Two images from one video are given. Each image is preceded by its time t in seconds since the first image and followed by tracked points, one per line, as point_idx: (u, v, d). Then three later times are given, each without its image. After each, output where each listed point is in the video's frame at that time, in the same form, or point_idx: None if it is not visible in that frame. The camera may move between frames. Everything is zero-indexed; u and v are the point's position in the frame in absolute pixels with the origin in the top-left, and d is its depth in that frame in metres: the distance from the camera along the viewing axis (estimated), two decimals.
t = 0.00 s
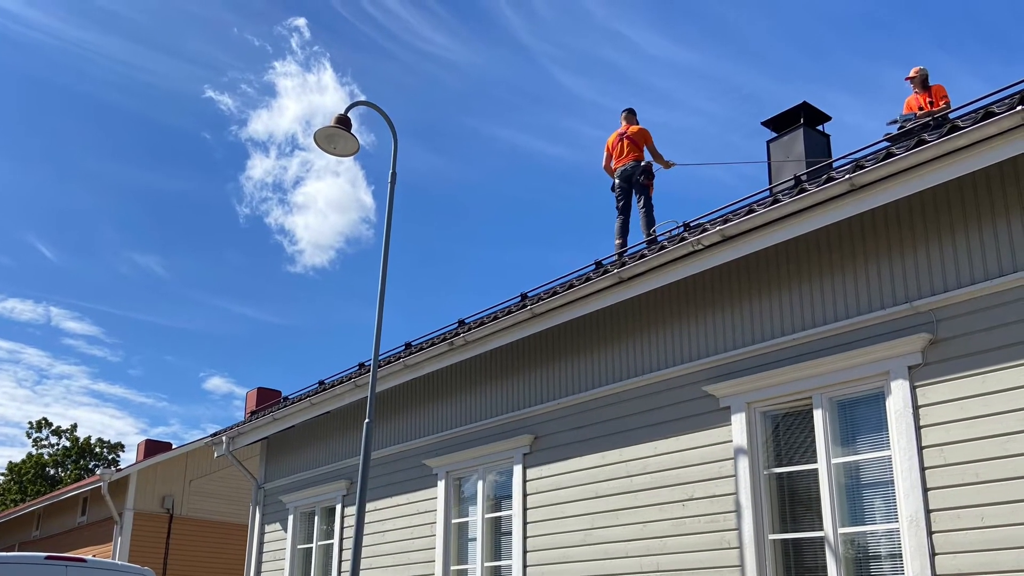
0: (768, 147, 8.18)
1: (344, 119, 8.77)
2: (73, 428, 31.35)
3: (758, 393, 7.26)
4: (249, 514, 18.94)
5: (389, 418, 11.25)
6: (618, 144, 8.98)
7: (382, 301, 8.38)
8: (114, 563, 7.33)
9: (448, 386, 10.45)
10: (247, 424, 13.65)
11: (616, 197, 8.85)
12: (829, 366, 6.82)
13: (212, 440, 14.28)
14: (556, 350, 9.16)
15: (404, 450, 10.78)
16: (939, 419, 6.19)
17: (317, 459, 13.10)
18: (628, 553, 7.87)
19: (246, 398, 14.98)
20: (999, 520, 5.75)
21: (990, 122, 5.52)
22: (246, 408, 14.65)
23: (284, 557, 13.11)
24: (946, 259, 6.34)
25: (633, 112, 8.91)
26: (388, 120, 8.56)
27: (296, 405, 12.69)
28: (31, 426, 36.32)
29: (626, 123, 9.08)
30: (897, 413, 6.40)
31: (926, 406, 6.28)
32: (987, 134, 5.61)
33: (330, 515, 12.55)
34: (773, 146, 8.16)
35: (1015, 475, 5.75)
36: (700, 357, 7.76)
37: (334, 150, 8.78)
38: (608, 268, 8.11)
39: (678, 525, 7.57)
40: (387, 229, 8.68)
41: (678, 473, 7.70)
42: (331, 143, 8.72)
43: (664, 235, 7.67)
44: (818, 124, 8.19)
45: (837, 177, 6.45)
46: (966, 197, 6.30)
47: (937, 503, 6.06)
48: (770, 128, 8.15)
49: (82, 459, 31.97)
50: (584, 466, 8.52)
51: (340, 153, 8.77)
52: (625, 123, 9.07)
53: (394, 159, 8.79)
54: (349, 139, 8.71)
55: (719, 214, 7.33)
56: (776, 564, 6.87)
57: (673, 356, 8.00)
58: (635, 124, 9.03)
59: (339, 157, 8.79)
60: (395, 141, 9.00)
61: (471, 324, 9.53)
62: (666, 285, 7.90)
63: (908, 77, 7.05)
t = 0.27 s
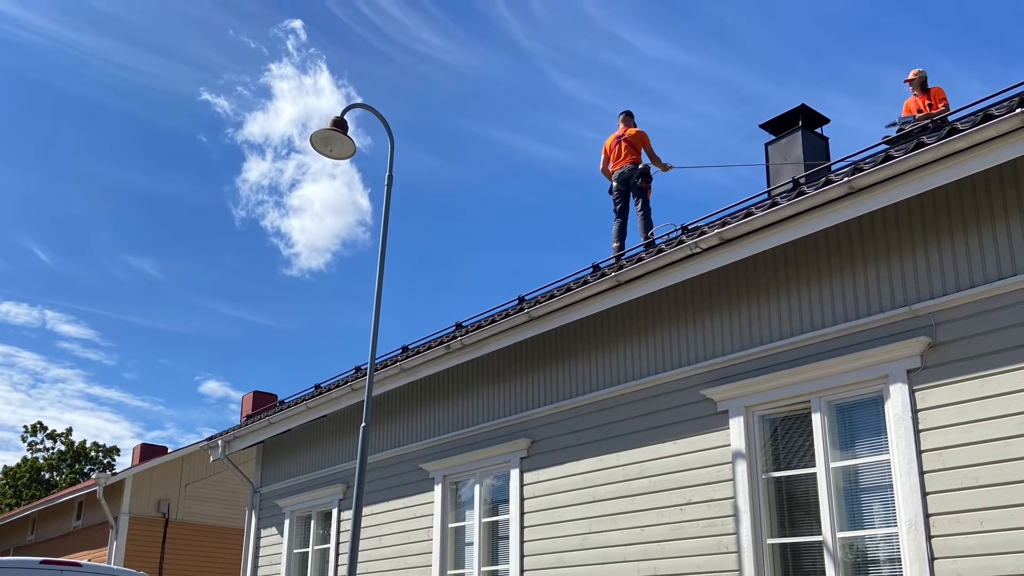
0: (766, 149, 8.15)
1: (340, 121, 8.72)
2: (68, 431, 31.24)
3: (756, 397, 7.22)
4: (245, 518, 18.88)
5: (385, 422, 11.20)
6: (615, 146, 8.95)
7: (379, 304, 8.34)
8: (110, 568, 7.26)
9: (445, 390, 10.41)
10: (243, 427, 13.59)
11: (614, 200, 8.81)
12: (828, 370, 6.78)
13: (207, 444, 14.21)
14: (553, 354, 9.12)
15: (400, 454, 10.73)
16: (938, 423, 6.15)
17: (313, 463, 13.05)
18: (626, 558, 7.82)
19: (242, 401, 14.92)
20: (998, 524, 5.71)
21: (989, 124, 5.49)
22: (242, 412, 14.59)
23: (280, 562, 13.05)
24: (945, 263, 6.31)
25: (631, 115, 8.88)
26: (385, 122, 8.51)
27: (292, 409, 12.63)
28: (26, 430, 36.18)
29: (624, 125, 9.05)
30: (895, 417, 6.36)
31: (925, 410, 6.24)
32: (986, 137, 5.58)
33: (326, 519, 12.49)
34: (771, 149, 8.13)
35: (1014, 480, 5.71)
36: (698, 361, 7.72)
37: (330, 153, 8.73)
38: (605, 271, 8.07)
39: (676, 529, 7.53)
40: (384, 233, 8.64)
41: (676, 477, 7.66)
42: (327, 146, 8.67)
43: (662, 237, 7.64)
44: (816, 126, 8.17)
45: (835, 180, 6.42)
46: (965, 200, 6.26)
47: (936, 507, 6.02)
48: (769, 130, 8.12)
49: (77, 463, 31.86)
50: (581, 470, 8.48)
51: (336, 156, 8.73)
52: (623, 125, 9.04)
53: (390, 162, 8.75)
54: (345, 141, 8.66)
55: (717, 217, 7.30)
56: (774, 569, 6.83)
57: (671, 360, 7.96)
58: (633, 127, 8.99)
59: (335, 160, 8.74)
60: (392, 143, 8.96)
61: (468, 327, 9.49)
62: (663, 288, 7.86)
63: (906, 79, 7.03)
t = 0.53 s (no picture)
0: (765, 152, 8.12)
1: (337, 124, 8.68)
2: (63, 435, 31.14)
3: (754, 400, 7.18)
4: (241, 522, 18.81)
5: (382, 426, 11.15)
6: (613, 149, 8.91)
7: (375, 308, 8.30)
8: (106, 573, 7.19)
9: (442, 394, 10.36)
10: (239, 431, 13.52)
11: (612, 202, 8.78)
12: (827, 373, 6.74)
13: (203, 448, 14.15)
14: (550, 357, 9.08)
15: (397, 458, 10.68)
16: (937, 427, 6.11)
17: (309, 467, 12.99)
18: (623, 562, 7.77)
19: (238, 405, 14.86)
20: (997, 528, 5.68)
21: (989, 127, 5.46)
22: (238, 415, 14.53)
23: (276, 566, 12.99)
24: (944, 266, 6.27)
25: (628, 117, 8.84)
26: (381, 125, 8.48)
27: (288, 413, 12.57)
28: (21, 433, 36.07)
29: (621, 128, 9.02)
30: (894, 421, 6.32)
31: (924, 414, 6.20)
32: (986, 140, 5.55)
33: (322, 523, 12.43)
34: (769, 151, 8.10)
35: (1013, 484, 5.68)
36: (696, 364, 7.68)
37: (327, 156, 8.69)
38: (603, 275, 8.03)
39: (673, 534, 7.48)
40: (380, 235, 8.60)
41: (674, 481, 7.61)
42: (324, 149, 8.63)
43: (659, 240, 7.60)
44: (814, 129, 8.13)
45: (833, 183, 6.38)
46: (964, 203, 6.23)
47: (935, 511, 5.98)
48: (767, 133, 8.09)
49: (72, 467, 31.77)
50: (578, 474, 8.43)
51: (333, 159, 8.69)
52: (621, 128, 9.00)
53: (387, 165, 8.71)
54: (341, 144, 8.62)
55: (715, 220, 7.26)
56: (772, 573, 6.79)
57: (669, 364, 7.92)
58: (630, 129, 8.96)
59: (331, 162, 8.70)
60: (388, 146, 8.92)
61: (465, 330, 9.44)
62: (661, 291, 7.82)
63: (905, 81, 7.00)
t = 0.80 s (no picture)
0: (763, 155, 8.09)
1: (333, 127, 8.65)
2: (59, 439, 31.04)
3: (753, 404, 7.14)
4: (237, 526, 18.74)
5: (378, 430, 11.10)
6: (611, 151, 8.88)
7: (372, 311, 8.26)
8: None
9: (438, 398, 10.32)
10: (235, 435, 13.46)
11: (609, 205, 8.74)
12: (826, 377, 6.71)
13: (199, 452, 14.09)
14: (548, 361, 9.03)
15: (393, 462, 10.63)
16: (936, 431, 6.08)
17: (306, 471, 12.93)
18: (621, 567, 7.73)
19: (234, 409, 14.80)
20: (997, 533, 5.64)
21: (988, 129, 5.43)
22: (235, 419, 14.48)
23: (273, 571, 12.93)
24: (943, 269, 6.24)
25: (626, 120, 8.81)
26: (378, 127, 8.44)
27: (284, 417, 12.52)
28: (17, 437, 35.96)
29: (619, 131, 8.98)
30: (893, 425, 6.29)
31: (923, 418, 6.17)
32: (985, 142, 5.52)
33: (319, 528, 12.37)
34: (768, 154, 8.07)
35: (1013, 488, 5.64)
36: (694, 368, 7.65)
37: (323, 158, 8.65)
38: (601, 278, 8.00)
39: (671, 538, 7.44)
40: (377, 238, 8.56)
41: (671, 485, 7.57)
42: (320, 151, 8.59)
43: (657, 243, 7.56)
44: (813, 132, 8.10)
45: (832, 186, 6.35)
46: (964, 206, 6.19)
47: (934, 515, 5.94)
48: (765, 135, 8.06)
49: (68, 471, 31.68)
50: (576, 478, 8.39)
51: (329, 161, 8.65)
52: (618, 131, 8.97)
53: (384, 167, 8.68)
54: (338, 147, 8.59)
55: (713, 223, 7.23)
56: None
57: (666, 367, 7.88)
58: (628, 132, 8.93)
59: (328, 165, 8.66)
60: (385, 149, 8.89)
61: (462, 334, 9.40)
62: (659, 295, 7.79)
63: (904, 84, 6.97)
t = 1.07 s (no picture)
0: (761, 157, 8.06)
1: (330, 129, 8.61)
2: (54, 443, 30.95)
3: (751, 408, 7.10)
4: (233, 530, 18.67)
5: (375, 434, 11.05)
6: (608, 154, 8.84)
7: (368, 315, 8.21)
8: None
9: (435, 401, 10.27)
10: (231, 439, 13.40)
11: (607, 208, 8.71)
12: (824, 380, 6.67)
13: (195, 456, 14.03)
14: (545, 365, 8.99)
15: (390, 466, 10.58)
16: (935, 435, 6.04)
17: (302, 475, 12.88)
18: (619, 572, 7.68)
19: (229, 413, 14.74)
20: (996, 537, 5.60)
21: (987, 132, 5.40)
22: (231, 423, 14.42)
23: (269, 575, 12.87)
24: (942, 272, 6.21)
25: (624, 122, 8.78)
26: (374, 130, 8.40)
27: (281, 420, 12.46)
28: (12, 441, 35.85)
29: (616, 134, 8.95)
30: (892, 429, 6.25)
31: (922, 422, 6.13)
32: (984, 145, 5.49)
33: (315, 532, 12.32)
34: (766, 157, 8.04)
35: (1012, 492, 5.61)
36: (692, 372, 7.61)
37: (319, 161, 8.61)
38: (598, 281, 7.96)
39: (669, 542, 7.40)
40: (373, 241, 8.51)
41: (669, 489, 7.53)
42: (316, 154, 8.55)
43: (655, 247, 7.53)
44: (811, 134, 8.07)
45: (831, 189, 6.32)
46: (963, 209, 6.16)
47: (933, 520, 5.91)
48: (764, 138, 8.02)
49: (63, 475, 31.59)
50: (573, 482, 8.34)
51: (326, 164, 8.61)
52: (616, 133, 8.94)
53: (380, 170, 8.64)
54: (334, 149, 8.55)
55: (711, 226, 7.19)
56: None
57: (664, 371, 7.84)
58: (626, 134, 8.89)
59: (324, 168, 8.62)
60: (382, 151, 8.85)
61: (459, 337, 9.35)
62: (657, 298, 7.75)
63: (903, 86, 6.94)
